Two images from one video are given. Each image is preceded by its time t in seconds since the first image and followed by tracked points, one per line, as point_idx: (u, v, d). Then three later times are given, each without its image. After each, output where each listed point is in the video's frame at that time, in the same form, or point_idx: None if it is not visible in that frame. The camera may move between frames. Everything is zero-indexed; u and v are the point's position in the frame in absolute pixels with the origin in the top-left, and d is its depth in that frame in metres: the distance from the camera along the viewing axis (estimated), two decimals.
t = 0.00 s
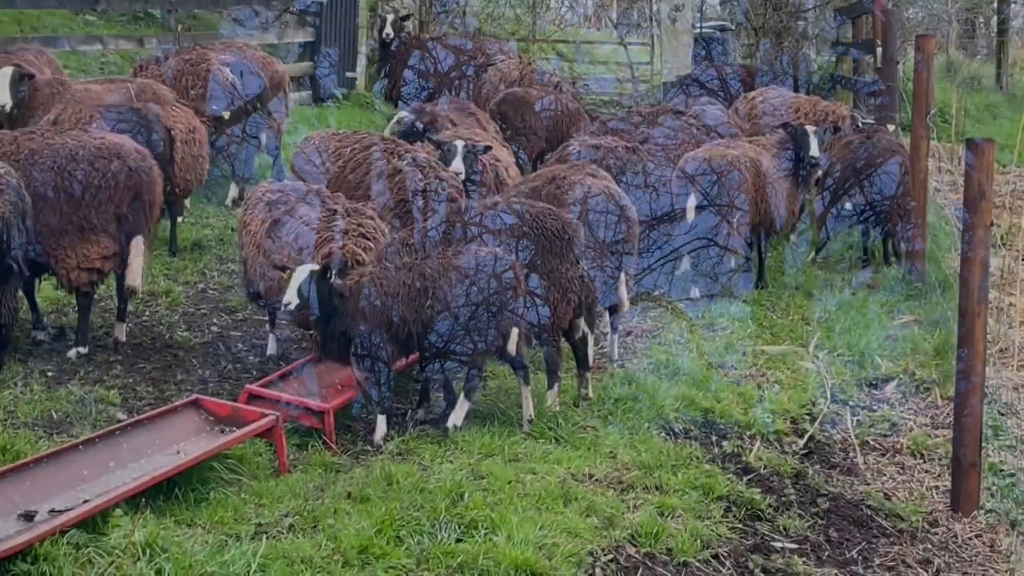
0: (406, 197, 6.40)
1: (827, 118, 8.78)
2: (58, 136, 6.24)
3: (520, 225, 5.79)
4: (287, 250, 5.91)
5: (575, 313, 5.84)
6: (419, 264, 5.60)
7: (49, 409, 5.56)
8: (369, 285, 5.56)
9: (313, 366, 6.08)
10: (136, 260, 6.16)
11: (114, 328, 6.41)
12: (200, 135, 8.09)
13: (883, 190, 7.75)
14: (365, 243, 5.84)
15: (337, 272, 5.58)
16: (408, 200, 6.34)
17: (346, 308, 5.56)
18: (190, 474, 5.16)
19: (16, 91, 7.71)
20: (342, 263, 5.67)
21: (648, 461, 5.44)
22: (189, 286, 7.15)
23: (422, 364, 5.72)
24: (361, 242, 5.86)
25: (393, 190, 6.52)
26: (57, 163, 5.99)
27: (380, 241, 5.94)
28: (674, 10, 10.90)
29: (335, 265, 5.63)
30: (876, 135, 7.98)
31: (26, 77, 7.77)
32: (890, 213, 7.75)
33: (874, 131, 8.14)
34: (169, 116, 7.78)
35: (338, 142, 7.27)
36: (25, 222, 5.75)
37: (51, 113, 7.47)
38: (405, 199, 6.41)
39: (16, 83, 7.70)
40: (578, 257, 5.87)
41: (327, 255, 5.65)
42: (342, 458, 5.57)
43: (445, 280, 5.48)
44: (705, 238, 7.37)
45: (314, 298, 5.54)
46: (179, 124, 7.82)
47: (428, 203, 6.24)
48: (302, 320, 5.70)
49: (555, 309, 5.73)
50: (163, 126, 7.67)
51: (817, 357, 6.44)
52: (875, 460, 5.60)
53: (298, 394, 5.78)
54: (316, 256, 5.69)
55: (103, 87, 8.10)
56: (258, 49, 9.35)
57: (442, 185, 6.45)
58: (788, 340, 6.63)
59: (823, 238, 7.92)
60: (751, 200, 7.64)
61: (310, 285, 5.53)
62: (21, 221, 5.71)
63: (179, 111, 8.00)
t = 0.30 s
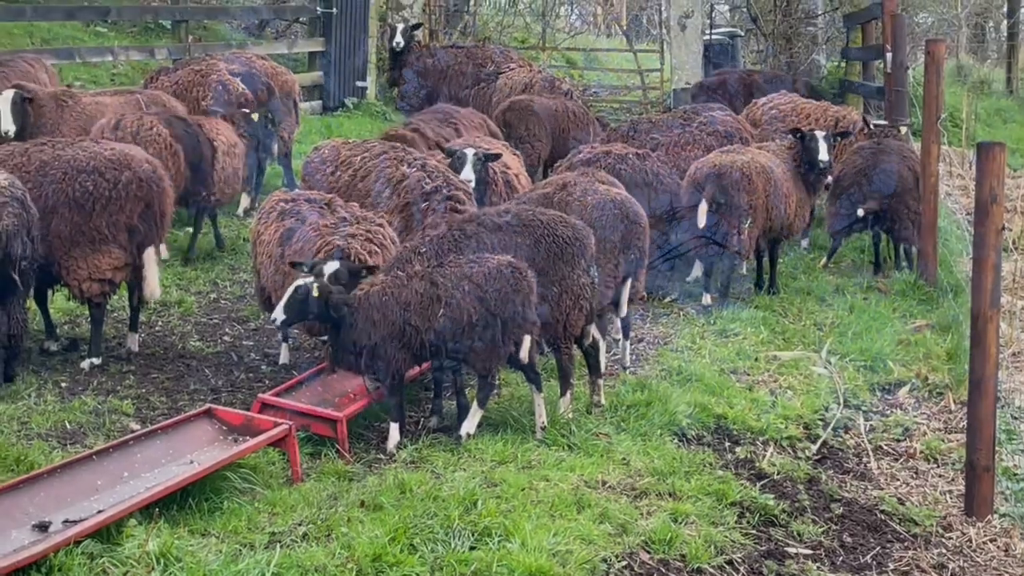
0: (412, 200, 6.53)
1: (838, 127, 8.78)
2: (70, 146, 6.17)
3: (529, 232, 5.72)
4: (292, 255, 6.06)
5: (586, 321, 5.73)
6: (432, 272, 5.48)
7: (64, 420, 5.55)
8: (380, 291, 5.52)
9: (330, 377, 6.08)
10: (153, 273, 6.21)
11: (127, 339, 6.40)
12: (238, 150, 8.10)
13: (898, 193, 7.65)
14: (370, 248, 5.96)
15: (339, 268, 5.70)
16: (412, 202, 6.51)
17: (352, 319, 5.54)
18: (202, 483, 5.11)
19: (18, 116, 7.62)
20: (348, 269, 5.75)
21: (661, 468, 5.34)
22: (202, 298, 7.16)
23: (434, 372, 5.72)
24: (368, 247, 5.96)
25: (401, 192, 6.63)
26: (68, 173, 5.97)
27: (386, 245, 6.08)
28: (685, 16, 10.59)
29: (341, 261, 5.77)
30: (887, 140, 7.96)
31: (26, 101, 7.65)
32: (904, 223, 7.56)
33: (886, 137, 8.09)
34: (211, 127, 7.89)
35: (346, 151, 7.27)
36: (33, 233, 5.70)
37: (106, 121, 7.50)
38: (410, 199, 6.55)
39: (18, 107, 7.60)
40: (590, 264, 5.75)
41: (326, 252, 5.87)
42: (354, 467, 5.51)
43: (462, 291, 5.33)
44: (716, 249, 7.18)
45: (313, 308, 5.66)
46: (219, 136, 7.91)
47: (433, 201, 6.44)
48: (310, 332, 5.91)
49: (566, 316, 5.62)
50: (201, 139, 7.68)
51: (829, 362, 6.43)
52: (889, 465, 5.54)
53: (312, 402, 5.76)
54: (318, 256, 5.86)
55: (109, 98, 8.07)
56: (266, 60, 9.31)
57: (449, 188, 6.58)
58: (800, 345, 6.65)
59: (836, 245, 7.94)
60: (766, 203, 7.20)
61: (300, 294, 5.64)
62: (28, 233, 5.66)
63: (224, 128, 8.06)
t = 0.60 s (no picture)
0: (412, 214, 6.57)
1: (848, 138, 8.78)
2: (82, 163, 6.20)
3: (541, 246, 5.73)
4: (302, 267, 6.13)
5: (599, 333, 5.73)
6: (444, 287, 5.48)
7: (78, 436, 5.56)
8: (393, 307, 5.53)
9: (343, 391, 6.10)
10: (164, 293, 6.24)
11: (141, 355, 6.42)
12: (283, 154, 8.33)
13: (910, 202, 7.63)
14: (376, 261, 5.98)
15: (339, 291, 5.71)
16: (410, 216, 6.56)
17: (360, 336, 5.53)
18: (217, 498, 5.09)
19: (23, 151, 7.65)
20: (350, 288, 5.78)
21: (674, 480, 5.32)
22: (214, 313, 7.19)
23: (447, 386, 5.73)
24: (374, 261, 5.98)
25: (400, 205, 6.66)
26: (79, 191, 5.99)
27: (393, 259, 6.09)
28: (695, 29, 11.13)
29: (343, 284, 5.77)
30: (896, 149, 7.97)
31: (31, 136, 7.67)
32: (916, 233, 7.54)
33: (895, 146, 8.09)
34: (256, 135, 8.11)
35: (348, 165, 7.30)
36: (42, 250, 5.72)
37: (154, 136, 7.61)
38: (409, 213, 6.59)
39: (22, 141, 7.63)
40: (602, 277, 5.76)
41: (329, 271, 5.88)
42: (368, 481, 5.50)
43: (476, 303, 5.32)
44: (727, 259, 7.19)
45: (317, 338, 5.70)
46: (265, 144, 8.14)
47: (434, 214, 6.48)
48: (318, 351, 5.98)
49: (580, 328, 5.61)
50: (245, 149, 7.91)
51: (842, 373, 6.43)
52: (904, 476, 5.51)
53: (325, 417, 5.77)
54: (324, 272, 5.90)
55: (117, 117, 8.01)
56: (277, 76, 9.53)
57: (448, 202, 6.60)
58: (813, 356, 6.66)
59: (848, 255, 7.96)
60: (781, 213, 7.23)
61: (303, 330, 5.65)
62: (37, 251, 5.68)
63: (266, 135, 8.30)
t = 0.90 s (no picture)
0: (417, 227, 6.57)
1: (870, 149, 8.78)
2: (106, 176, 6.23)
3: (566, 256, 5.72)
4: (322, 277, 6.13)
5: (624, 344, 5.72)
6: (467, 299, 5.45)
7: (103, 449, 5.56)
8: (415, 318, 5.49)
9: (367, 403, 6.10)
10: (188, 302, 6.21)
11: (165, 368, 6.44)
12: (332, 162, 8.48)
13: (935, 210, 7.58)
14: (394, 270, 5.95)
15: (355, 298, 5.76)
16: (416, 229, 6.55)
17: (382, 348, 5.50)
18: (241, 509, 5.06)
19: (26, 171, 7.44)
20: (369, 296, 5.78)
21: (700, 490, 5.27)
22: (238, 325, 7.22)
23: (472, 397, 5.73)
24: (392, 270, 5.95)
25: (405, 220, 6.67)
26: (105, 204, 6.01)
27: (412, 267, 6.05)
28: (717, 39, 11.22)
29: (359, 288, 5.81)
30: (919, 159, 7.95)
31: (37, 156, 7.49)
32: (941, 242, 7.51)
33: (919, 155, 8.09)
34: (304, 143, 8.28)
35: (356, 181, 7.32)
36: (68, 265, 5.77)
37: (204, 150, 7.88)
38: (413, 227, 6.60)
39: (27, 162, 7.44)
40: (627, 288, 5.75)
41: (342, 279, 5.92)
42: (392, 493, 5.49)
43: (500, 315, 5.31)
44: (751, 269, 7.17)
45: (342, 352, 5.72)
46: (315, 151, 8.32)
47: (438, 227, 6.49)
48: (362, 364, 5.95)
49: (604, 340, 5.62)
50: (294, 159, 8.05)
51: (868, 383, 6.40)
52: (931, 487, 5.48)
53: (350, 429, 5.77)
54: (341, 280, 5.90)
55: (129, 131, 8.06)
56: (300, 88, 9.56)
57: (454, 213, 6.60)
58: (838, 366, 6.63)
59: (873, 265, 7.94)
60: (812, 218, 7.23)
61: (328, 345, 5.69)
62: (64, 265, 5.74)
63: (318, 141, 8.47)
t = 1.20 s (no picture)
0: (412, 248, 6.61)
1: (879, 165, 8.77)
2: (117, 197, 6.27)
3: (576, 273, 5.72)
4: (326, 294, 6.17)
5: (635, 361, 5.72)
6: (477, 317, 5.44)
7: (113, 470, 5.56)
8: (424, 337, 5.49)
9: (378, 422, 6.11)
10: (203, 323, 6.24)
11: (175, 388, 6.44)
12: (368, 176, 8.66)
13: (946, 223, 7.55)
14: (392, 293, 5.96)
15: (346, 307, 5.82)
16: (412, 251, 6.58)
17: (390, 366, 5.50)
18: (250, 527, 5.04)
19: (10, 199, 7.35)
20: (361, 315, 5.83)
21: (710, 508, 5.24)
22: (248, 345, 7.23)
23: (481, 416, 5.72)
24: (390, 293, 5.96)
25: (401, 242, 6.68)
26: (116, 225, 6.04)
27: (411, 290, 6.05)
28: (727, 54, 11.44)
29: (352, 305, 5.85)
30: (928, 174, 7.93)
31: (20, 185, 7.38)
32: (951, 257, 7.49)
33: (929, 170, 8.09)
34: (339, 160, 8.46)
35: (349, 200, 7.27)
36: (79, 285, 5.78)
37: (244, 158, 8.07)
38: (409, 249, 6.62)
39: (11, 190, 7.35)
40: (637, 305, 5.75)
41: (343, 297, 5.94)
42: (402, 512, 5.47)
43: (509, 334, 5.30)
44: (761, 284, 7.15)
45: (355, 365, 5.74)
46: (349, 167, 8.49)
47: (433, 248, 6.53)
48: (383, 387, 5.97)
49: (615, 358, 5.62)
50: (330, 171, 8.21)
51: (878, 399, 6.38)
52: (941, 504, 5.45)
53: (359, 448, 5.77)
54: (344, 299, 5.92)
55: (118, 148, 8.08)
56: (310, 107, 9.50)
57: (450, 232, 6.63)
58: (848, 382, 6.61)
59: (882, 281, 7.92)
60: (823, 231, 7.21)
61: (341, 358, 5.75)
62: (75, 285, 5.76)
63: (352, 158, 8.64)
